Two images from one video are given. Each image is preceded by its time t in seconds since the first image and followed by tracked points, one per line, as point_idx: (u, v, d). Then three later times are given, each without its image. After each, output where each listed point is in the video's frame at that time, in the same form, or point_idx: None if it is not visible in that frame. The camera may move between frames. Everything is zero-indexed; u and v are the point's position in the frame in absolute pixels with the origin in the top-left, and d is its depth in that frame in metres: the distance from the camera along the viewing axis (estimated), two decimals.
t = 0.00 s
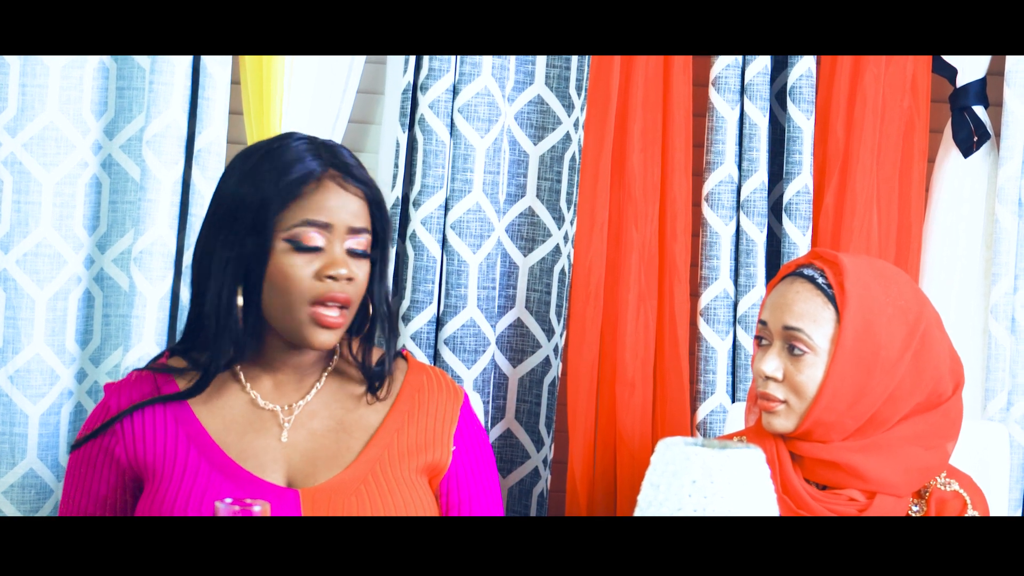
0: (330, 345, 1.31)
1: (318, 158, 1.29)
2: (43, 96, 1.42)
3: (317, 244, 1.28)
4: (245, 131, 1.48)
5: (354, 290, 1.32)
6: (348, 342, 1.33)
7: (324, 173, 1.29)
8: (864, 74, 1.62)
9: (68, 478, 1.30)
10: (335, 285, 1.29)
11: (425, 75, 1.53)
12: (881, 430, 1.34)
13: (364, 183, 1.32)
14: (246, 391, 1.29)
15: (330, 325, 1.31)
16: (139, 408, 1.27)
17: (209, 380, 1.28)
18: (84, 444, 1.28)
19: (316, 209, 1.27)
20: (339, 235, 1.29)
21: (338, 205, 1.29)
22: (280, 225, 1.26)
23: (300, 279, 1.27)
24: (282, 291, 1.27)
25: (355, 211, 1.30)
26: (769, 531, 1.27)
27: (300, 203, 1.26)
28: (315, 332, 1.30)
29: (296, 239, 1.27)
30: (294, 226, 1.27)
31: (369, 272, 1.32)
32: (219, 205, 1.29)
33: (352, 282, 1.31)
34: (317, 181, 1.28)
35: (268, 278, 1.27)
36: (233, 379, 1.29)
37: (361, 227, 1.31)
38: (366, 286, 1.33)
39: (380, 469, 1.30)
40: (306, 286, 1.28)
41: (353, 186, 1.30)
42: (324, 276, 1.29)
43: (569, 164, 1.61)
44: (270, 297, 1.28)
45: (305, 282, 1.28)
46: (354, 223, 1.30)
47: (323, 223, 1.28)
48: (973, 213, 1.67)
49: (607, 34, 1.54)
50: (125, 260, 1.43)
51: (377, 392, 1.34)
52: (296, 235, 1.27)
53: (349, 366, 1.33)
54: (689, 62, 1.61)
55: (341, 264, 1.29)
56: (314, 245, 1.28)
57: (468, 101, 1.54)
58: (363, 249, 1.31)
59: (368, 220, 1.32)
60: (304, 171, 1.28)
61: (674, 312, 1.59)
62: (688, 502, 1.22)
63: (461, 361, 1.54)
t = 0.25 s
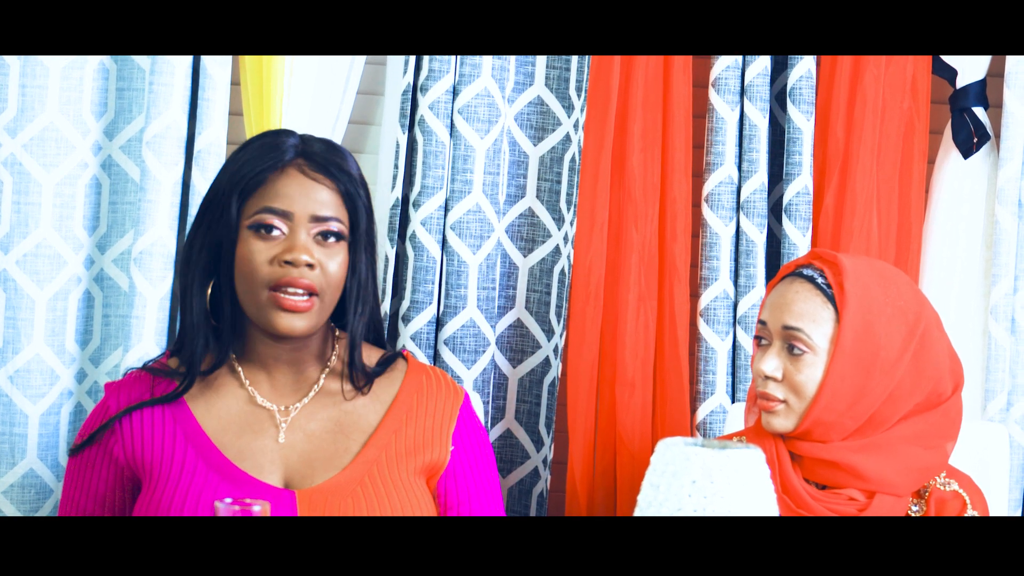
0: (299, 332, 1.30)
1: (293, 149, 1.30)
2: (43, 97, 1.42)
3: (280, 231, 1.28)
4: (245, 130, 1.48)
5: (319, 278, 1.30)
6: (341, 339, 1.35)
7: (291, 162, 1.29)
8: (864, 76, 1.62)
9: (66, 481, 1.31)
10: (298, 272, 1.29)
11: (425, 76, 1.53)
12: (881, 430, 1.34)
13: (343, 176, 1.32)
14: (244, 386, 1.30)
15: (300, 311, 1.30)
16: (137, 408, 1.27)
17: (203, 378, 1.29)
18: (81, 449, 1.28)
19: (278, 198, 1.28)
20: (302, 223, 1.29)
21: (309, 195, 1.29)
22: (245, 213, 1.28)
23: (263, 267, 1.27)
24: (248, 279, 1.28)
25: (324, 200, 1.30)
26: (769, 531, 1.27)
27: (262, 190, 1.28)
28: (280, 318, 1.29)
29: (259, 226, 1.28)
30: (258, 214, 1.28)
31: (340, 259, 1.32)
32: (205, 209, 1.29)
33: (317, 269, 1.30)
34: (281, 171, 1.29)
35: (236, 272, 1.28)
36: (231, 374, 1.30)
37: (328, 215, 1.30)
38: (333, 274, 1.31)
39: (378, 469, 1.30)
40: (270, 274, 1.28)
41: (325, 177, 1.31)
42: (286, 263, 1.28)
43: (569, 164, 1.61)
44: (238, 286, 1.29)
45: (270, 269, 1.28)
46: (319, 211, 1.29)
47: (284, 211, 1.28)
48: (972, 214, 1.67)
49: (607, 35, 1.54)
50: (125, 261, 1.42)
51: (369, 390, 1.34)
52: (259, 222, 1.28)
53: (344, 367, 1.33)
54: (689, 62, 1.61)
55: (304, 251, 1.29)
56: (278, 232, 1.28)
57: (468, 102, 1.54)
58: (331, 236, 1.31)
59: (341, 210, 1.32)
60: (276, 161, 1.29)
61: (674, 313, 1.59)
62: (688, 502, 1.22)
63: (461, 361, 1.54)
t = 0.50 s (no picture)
0: (299, 333, 1.30)
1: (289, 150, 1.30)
2: (43, 97, 1.42)
3: (278, 233, 1.28)
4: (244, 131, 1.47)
5: (318, 280, 1.30)
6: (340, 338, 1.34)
7: (289, 164, 1.29)
8: (863, 76, 1.62)
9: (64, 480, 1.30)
10: (296, 274, 1.28)
11: (424, 76, 1.53)
12: (880, 429, 1.34)
13: (340, 178, 1.32)
14: (241, 388, 1.29)
15: (299, 314, 1.30)
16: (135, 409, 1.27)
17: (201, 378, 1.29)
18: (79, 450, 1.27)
19: (276, 200, 1.27)
20: (301, 225, 1.29)
21: (306, 197, 1.29)
22: (243, 215, 1.27)
23: (260, 269, 1.27)
24: (246, 282, 1.27)
25: (322, 203, 1.30)
26: (768, 530, 1.27)
27: (260, 192, 1.28)
28: (280, 320, 1.29)
29: (257, 229, 1.27)
30: (256, 216, 1.28)
31: (340, 263, 1.31)
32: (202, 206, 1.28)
33: (316, 272, 1.30)
34: (279, 172, 1.28)
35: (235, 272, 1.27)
36: (228, 375, 1.29)
37: (325, 217, 1.30)
38: (332, 276, 1.31)
39: (375, 467, 1.31)
40: (268, 276, 1.27)
41: (325, 180, 1.31)
42: (283, 264, 1.28)
43: (568, 164, 1.60)
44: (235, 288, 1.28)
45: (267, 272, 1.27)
46: (317, 213, 1.29)
47: (281, 212, 1.28)
48: (972, 213, 1.67)
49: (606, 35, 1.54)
50: (124, 260, 1.43)
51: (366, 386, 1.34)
52: (256, 225, 1.27)
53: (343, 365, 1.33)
54: (688, 62, 1.61)
55: (302, 253, 1.28)
56: (276, 235, 1.28)
57: (467, 101, 1.54)
58: (330, 238, 1.31)
59: (340, 213, 1.31)
60: (273, 162, 1.28)
61: (673, 313, 1.59)
62: (687, 502, 1.22)
63: (461, 360, 1.54)
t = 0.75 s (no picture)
0: (317, 337, 1.31)
1: (294, 156, 1.29)
2: (43, 97, 1.42)
3: (294, 240, 1.28)
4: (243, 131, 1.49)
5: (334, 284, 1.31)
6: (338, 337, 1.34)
7: (298, 170, 1.28)
8: (863, 76, 1.62)
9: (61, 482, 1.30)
10: (314, 280, 1.29)
11: (424, 76, 1.53)
12: (881, 429, 1.34)
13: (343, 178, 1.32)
14: (238, 391, 1.29)
15: (313, 316, 1.30)
16: (132, 410, 1.27)
17: (200, 380, 1.28)
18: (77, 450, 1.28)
19: (290, 205, 1.27)
20: (316, 230, 1.29)
21: (316, 202, 1.29)
22: (256, 223, 1.26)
23: (278, 276, 1.27)
24: (263, 289, 1.27)
25: (332, 207, 1.30)
26: (768, 531, 1.26)
27: (271, 200, 1.27)
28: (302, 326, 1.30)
29: (272, 236, 1.27)
30: (270, 224, 1.27)
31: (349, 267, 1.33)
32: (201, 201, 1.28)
33: (332, 276, 1.31)
34: (287, 180, 1.28)
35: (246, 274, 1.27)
36: (224, 378, 1.28)
37: (338, 221, 1.30)
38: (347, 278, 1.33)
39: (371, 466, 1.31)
40: (286, 283, 1.28)
41: (332, 182, 1.31)
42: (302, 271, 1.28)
43: (568, 164, 1.61)
44: (251, 297, 1.28)
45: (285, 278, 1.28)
46: (331, 217, 1.29)
47: (298, 218, 1.28)
48: (972, 213, 1.67)
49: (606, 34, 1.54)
50: (123, 260, 1.43)
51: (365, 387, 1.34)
52: (272, 233, 1.27)
53: (342, 362, 1.33)
54: (688, 62, 1.61)
55: (319, 258, 1.29)
56: (291, 242, 1.28)
57: (467, 101, 1.54)
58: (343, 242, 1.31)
59: (347, 215, 1.32)
60: (280, 169, 1.28)
61: (673, 313, 1.59)
62: (687, 502, 1.22)
63: (461, 360, 1.54)
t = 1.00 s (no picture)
0: (339, 347, 1.32)
1: (308, 166, 1.30)
2: (42, 97, 1.42)
3: (324, 252, 1.30)
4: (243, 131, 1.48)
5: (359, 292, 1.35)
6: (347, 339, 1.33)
7: (322, 181, 1.29)
8: (863, 76, 1.62)
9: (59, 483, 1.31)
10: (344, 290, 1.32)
11: (423, 76, 1.53)
12: (881, 430, 1.34)
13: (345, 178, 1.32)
14: (231, 394, 1.28)
15: (341, 326, 1.33)
16: (128, 412, 1.27)
17: (199, 386, 1.28)
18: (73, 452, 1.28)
19: (320, 219, 1.29)
20: (344, 241, 1.32)
21: (337, 210, 1.31)
22: (288, 237, 1.27)
23: (311, 288, 1.30)
24: (294, 302, 1.29)
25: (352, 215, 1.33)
26: (768, 531, 1.26)
27: (302, 214, 1.27)
28: (328, 335, 1.31)
29: (304, 250, 1.28)
30: (302, 238, 1.28)
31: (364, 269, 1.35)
32: (200, 203, 1.28)
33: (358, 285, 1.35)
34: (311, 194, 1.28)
35: (272, 289, 1.28)
36: (218, 383, 1.28)
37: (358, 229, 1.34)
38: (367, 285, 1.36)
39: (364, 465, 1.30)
40: (317, 294, 1.30)
41: (344, 186, 1.32)
42: (333, 283, 1.31)
43: (568, 164, 1.61)
44: (279, 309, 1.29)
45: (316, 290, 1.30)
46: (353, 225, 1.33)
47: (329, 232, 1.30)
48: (972, 213, 1.67)
49: (606, 35, 1.54)
50: (123, 261, 1.43)
51: (363, 386, 1.33)
52: (304, 247, 1.28)
53: (336, 359, 1.32)
54: (688, 62, 1.61)
55: (347, 269, 1.33)
56: (321, 254, 1.30)
57: (466, 101, 1.54)
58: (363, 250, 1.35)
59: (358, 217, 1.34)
60: (300, 181, 1.28)
61: (673, 314, 1.58)
62: (687, 502, 1.22)
63: (460, 360, 1.54)
